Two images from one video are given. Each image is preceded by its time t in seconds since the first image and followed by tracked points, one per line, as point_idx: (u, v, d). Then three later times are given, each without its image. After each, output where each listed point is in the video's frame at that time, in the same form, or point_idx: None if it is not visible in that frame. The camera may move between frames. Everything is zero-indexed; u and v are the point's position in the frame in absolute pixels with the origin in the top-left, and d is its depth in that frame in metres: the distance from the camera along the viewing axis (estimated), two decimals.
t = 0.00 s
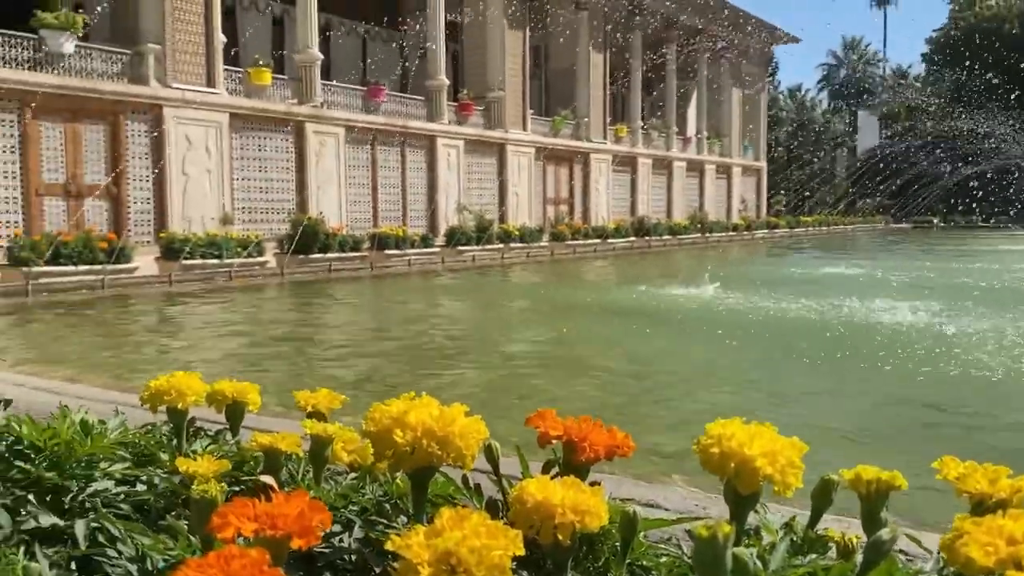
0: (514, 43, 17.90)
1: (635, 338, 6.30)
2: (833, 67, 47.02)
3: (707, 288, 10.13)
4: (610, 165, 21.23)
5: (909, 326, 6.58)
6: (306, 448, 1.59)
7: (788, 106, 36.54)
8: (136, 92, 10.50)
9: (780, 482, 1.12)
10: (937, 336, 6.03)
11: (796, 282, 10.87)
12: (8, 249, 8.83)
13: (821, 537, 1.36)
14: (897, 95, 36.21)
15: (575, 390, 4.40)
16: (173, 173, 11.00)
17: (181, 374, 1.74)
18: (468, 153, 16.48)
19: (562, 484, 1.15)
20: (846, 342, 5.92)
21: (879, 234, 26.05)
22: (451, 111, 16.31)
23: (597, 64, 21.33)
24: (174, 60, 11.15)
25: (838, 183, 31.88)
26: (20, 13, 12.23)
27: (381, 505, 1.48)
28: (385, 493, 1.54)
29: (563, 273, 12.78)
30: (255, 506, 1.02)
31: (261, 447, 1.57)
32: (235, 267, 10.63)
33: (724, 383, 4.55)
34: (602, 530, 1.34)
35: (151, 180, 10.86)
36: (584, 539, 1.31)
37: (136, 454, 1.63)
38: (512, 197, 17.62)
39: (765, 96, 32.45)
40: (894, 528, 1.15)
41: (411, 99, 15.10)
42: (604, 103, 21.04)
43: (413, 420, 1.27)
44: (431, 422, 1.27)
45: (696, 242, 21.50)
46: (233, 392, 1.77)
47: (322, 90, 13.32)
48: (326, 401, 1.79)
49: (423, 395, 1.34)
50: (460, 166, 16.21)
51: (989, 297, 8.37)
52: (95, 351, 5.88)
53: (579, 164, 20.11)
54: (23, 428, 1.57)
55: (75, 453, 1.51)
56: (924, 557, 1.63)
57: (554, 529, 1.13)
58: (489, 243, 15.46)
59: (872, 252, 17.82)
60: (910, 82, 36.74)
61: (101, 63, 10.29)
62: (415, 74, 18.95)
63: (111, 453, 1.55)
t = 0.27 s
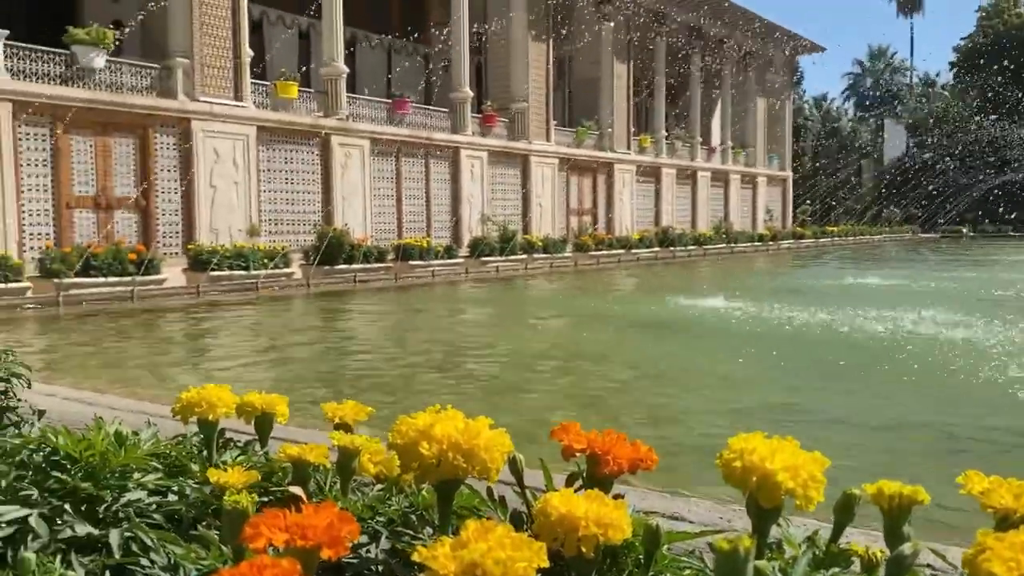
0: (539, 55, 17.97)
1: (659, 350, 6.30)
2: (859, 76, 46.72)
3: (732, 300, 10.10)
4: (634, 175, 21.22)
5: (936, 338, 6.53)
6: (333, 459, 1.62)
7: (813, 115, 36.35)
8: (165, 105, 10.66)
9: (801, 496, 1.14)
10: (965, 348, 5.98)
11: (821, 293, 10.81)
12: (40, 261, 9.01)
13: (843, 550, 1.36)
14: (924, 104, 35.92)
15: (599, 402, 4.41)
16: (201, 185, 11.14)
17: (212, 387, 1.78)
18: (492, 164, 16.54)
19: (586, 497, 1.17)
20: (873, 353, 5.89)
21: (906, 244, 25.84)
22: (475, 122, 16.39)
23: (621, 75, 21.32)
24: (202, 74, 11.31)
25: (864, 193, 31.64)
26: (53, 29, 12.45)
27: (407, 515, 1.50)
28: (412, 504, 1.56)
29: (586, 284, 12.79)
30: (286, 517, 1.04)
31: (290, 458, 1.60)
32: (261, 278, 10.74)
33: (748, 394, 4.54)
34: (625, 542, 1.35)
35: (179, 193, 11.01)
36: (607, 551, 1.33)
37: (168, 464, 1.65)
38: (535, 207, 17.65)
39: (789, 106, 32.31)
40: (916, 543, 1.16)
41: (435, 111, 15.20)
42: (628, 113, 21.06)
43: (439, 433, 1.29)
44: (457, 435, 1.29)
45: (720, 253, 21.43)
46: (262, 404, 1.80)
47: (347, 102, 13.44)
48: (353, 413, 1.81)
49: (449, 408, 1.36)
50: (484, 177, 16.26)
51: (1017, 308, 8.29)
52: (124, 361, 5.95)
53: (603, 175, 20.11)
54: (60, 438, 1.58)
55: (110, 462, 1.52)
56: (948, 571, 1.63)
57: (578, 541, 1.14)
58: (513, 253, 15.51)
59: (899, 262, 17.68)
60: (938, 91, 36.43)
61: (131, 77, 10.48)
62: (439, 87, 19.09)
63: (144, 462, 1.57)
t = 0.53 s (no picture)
0: (562, 67, 18.02)
1: (684, 361, 6.28)
2: (884, 85, 46.41)
3: (757, 311, 10.05)
4: (657, 186, 21.19)
5: (964, 349, 6.48)
6: (362, 470, 1.64)
7: (837, 125, 36.16)
8: (192, 119, 10.81)
9: (829, 508, 1.14)
10: (992, 360, 5.93)
11: (847, 304, 10.74)
12: (70, 273, 9.18)
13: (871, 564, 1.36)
14: (950, 114, 35.61)
15: (624, 413, 4.42)
16: (228, 199, 11.26)
17: (245, 397, 1.81)
18: (515, 175, 16.58)
19: (616, 508, 1.18)
20: (899, 365, 5.85)
21: (933, 255, 25.60)
22: (498, 134, 16.46)
23: (644, 85, 21.28)
24: (229, 88, 11.47)
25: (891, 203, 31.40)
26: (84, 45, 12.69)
27: (437, 526, 1.53)
28: (442, 514, 1.59)
29: (610, 294, 12.78)
30: (321, 526, 1.07)
31: (321, 468, 1.62)
32: (287, 289, 10.85)
33: (774, 406, 4.53)
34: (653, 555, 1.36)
35: (206, 205, 11.14)
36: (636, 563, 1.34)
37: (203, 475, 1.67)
38: (558, 218, 17.66)
39: (813, 116, 32.15)
40: (945, 556, 1.16)
41: (459, 123, 15.29)
42: (651, 124, 21.05)
43: (469, 444, 1.31)
44: (487, 446, 1.31)
45: (744, 263, 21.34)
46: (293, 414, 1.82)
47: (372, 115, 13.55)
48: (382, 425, 1.84)
49: (479, 419, 1.38)
50: (507, 189, 16.30)
51: None
52: (153, 372, 6.03)
53: (626, 186, 20.09)
54: (99, 448, 1.59)
55: (148, 471, 1.54)
56: None
57: (607, 553, 1.16)
58: (536, 264, 15.53)
59: (926, 272, 17.51)
60: (964, 100, 36.11)
61: (159, 91, 10.67)
62: (462, 99, 19.20)
63: (180, 472, 1.58)
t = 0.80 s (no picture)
0: (583, 79, 18.05)
1: (706, 374, 6.27)
2: (908, 94, 46.07)
3: (780, 323, 10.00)
4: (679, 197, 21.15)
5: (990, 363, 6.42)
6: (387, 484, 1.66)
7: (861, 135, 35.93)
8: (217, 132, 10.94)
9: (849, 527, 1.15)
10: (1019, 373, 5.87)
11: (871, 316, 10.66)
12: (96, 283, 9.32)
13: None
14: (976, 123, 35.29)
15: (646, 425, 4.42)
16: (252, 211, 11.37)
17: (271, 412, 1.85)
18: (536, 186, 16.61)
19: (637, 526, 1.20)
20: (923, 378, 5.80)
21: (958, 266, 25.37)
22: (518, 145, 16.50)
23: (665, 96, 21.24)
24: (254, 100, 11.59)
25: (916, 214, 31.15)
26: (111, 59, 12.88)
27: (460, 541, 1.55)
28: (464, 529, 1.61)
29: (632, 306, 12.76)
30: (348, 541, 1.09)
31: (345, 482, 1.65)
32: (310, 301, 10.95)
33: (798, 420, 4.51)
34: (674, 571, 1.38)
35: (230, 217, 11.25)
36: None
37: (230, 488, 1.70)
38: (579, 229, 17.66)
39: (837, 126, 31.98)
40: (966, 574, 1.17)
41: (480, 135, 15.35)
42: (672, 135, 21.04)
43: (493, 461, 1.33)
44: (510, 463, 1.33)
45: (766, 274, 21.24)
46: (318, 428, 1.85)
47: (394, 127, 13.63)
48: (405, 439, 1.86)
49: (501, 436, 1.40)
50: (528, 200, 16.33)
51: None
52: (178, 383, 6.09)
53: (647, 197, 20.08)
54: (130, 462, 1.62)
55: (178, 484, 1.57)
56: None
57: (628, 570, 1.17)
58: (557, 275, 15.54)
59: (951, 284, 17.34)
60: (990, 110, 35.76)
61: (184, 104, 10.83)
62: (483, 111, 19.28)
63: (209, 485, 1.61)
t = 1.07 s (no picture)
0: (603, 90, 18.04)
1: (728, 385, 6.23)
2: (932, 103, 45.73)
3: (802, 334, 9.93)
4: (699, 207, 21.09)
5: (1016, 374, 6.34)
6: (413, 492, 1.67)
7: (884, 144, 35.70)
8: (241, 143, 11.05)
9: (880, 538, 1.15)
10: None
11: (895, 326, 10.57)
12: (122, 294, 9.42)
13: None
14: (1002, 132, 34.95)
15: (668, 436, 4.39)
16: (274, 221, 11.45)
17: (298, 420, 1.86)
18: (556, 196, 16.62)
19: (665, 536, 1.20)
20: (948, 389, 5.75)
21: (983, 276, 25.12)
22: (539, 155, 16.52)
23: (686, 106, 21.19)
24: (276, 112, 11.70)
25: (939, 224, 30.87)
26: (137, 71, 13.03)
27: (486, 549, 1.55)
28: (491, 538, 1.61)
29: (652, 316, 12.73)
30: (378, 548, 1.10)
31: (372, 490, 1.66)
32: (332, 309, 11.03)
33: (823, 430, 4.47)
34: None
35: (253, 227, 11.33)
36: None
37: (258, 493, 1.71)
38: (600, 239, 17.64)
39: (859, 135, 31.79)
40: None
41: (500, 145, 15.39)
42: (693, 145, 21.00)
43: (520, 469, 1.33)
44: (537, 471, 1.33)
45: (789, 285, 21.12)
46: (344, 436, 1.87)
47: (415, 137, 13.70)
48: (431, 448, 1.87)
49: (527, 445, 1.41)
50: (548, 210, 16.33)
51: None
52: (201, 391, 6.14)
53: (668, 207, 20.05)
54: (161, 469, 1.64)
55: (207, 491, 1.58)
56: None
57: None
58: (577, 285, 15.55)
59: (977, 295, 17.16)
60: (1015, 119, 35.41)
61: (208, 116, 10.96)
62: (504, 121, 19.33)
63: (237, 491, 1.62)
